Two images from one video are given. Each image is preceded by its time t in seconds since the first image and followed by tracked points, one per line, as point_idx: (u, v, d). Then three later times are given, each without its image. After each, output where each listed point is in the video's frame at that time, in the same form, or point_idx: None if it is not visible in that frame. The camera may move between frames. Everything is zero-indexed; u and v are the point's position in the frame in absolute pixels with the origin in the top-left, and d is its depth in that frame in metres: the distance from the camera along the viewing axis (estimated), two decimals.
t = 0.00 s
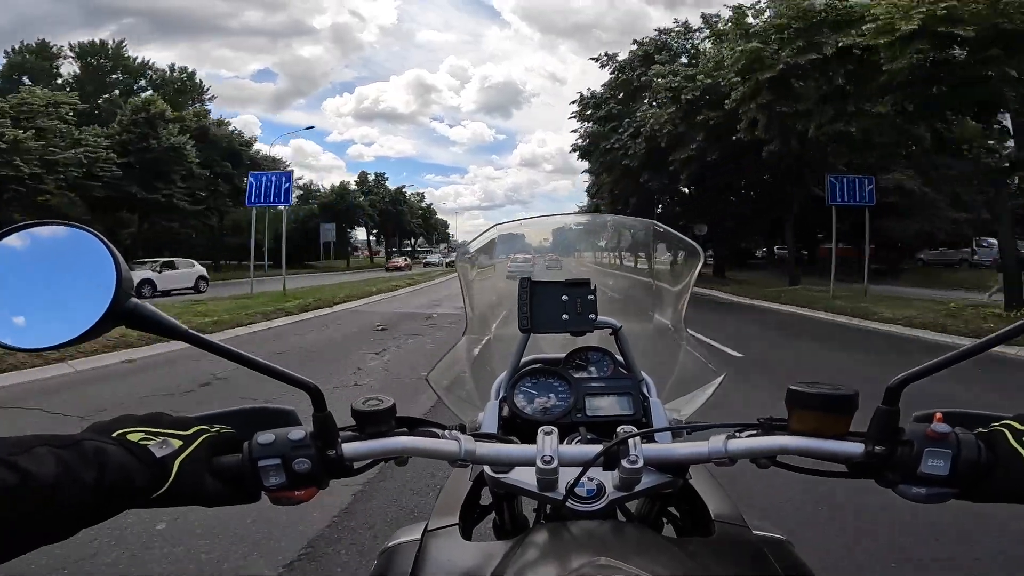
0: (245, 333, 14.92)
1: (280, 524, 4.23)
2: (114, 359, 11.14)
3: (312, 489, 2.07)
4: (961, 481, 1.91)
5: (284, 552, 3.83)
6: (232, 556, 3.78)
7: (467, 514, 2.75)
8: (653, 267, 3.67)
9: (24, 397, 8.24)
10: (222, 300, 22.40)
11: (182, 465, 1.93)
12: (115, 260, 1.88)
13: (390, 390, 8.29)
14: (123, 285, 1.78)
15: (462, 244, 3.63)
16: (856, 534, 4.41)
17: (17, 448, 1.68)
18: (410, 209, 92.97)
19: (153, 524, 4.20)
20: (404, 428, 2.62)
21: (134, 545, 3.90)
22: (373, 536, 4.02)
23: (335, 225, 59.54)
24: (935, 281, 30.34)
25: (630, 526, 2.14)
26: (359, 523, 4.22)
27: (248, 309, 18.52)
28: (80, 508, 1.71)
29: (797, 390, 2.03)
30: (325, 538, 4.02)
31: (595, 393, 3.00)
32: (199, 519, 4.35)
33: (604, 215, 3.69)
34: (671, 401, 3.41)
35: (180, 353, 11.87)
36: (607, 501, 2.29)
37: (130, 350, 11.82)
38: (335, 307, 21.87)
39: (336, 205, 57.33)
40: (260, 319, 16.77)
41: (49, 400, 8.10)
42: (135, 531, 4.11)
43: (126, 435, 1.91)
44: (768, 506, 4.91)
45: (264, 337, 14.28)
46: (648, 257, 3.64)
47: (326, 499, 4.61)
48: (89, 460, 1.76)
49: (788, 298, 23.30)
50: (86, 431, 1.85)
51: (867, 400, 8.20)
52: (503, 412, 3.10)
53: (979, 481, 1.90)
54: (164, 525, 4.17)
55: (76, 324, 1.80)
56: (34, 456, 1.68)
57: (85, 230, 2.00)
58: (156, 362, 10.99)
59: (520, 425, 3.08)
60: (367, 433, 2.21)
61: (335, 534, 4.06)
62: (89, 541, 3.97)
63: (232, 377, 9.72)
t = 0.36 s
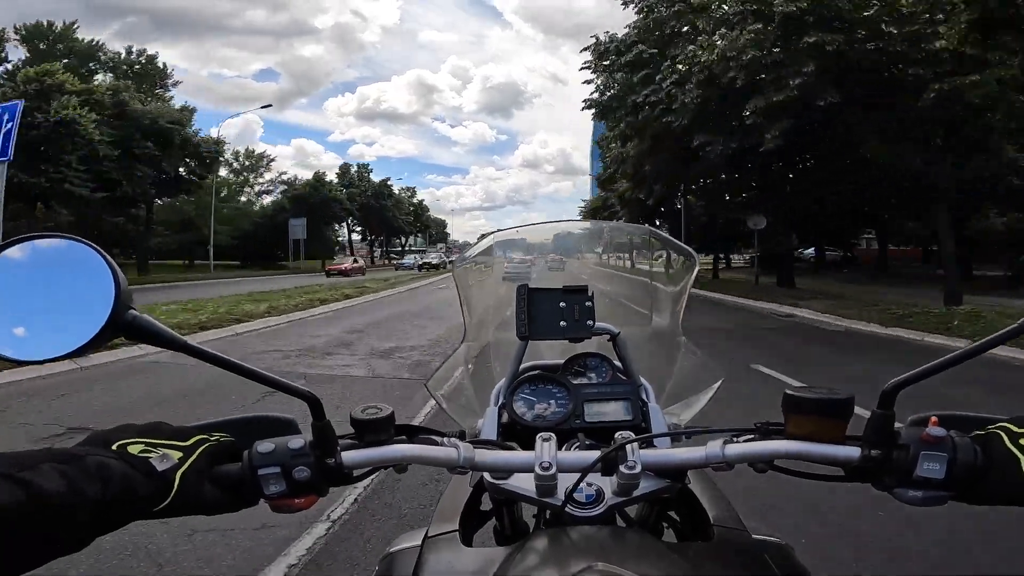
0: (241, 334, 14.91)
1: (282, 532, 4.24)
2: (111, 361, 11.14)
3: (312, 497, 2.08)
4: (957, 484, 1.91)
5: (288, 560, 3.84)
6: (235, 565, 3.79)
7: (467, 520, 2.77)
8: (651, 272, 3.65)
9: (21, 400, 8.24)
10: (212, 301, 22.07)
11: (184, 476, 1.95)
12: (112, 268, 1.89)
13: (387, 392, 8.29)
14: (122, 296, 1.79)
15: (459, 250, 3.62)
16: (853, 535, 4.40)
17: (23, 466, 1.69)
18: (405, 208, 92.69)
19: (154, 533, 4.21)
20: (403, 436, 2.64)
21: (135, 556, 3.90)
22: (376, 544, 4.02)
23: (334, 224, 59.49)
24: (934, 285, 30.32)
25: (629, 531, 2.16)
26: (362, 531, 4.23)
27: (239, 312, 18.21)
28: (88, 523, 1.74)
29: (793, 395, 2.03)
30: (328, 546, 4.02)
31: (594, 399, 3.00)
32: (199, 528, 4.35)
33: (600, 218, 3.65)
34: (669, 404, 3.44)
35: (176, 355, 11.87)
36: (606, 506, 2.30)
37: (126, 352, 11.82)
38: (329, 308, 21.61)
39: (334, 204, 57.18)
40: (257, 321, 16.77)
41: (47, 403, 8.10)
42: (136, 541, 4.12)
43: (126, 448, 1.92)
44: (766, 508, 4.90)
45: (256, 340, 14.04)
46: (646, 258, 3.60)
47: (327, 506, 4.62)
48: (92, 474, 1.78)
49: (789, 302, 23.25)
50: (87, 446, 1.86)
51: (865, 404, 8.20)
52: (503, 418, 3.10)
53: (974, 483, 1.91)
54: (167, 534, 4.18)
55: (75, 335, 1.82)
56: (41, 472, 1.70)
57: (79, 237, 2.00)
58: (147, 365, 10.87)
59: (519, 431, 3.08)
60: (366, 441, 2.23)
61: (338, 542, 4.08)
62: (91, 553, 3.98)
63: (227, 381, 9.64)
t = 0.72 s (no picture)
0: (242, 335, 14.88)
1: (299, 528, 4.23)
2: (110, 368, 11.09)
3: (333, 494, 2.07)
4: (993, 466, 1.88)
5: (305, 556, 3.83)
6: (253, 561, 3.78)
7: (485, 514, 2.76)
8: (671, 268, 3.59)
9: (24, 405, 8.20)
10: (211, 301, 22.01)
11: (202, 474, 1.94)
12: (124, 262, 1.87)
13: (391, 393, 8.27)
14: (135, 290, 1.77)
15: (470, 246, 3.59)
16: (866, 525, 4.40)
17: (32, 470, 1.68)
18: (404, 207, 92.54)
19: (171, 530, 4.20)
20: (420, 428, 2.63)
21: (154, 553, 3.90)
22: (393, 539, 4.02)
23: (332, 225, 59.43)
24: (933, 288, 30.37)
25: (652, 523, 2.17)
26: (378, 527, 4.22)
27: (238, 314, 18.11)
28: (103, 525, 1.72)
29: (821, 379, 2.02)
30: (345, 542, 4.01)
31: (610, 388, 2.98)
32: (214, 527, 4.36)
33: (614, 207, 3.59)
34: (684, 392, 3.45)
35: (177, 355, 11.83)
36: (629, 498, 2.31)
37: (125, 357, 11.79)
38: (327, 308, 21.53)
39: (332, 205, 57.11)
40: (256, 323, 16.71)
41: (50, 407, 8.07)
42: (153, 540, 4.12)
43: (142, 447, 1.93)
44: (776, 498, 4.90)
45: (257, 340, 13.99)
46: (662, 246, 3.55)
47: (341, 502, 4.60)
48: (106, 474, 1.76)
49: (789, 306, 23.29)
50: (102, 446, 1.85)
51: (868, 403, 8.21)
52: (517, 409, 3.07)
53: (1008, 466, 1.89)
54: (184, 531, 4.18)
55: (86, 334, 1.78)
56: (50, 474, 1.69)
57: (85, 230, 1.97)
58: (149, 367, 10.86)
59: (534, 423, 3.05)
60: (385, 434, 2.20)
61: (355, 537, 4.06)
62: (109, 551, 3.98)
63: (230, 382, 9.62)
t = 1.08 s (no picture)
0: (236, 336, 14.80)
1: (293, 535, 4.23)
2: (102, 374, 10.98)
3: (313, 521, 2.09)
4: (996, 478, 1.85)
5: (301, 564, 3.82)
6: (249, 568, 3.78)
7: (477, 533, 2.75)
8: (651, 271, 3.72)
9: (13, 415, 8.11)
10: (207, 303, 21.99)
11: (175, 500, 1.95)
12: (78, 294, 1.88)
13: (386, 400, 8.21)
14: (93, 321, 1.78)
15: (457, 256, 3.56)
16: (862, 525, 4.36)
17: None
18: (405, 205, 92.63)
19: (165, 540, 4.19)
20: (408, 451, 2.64)
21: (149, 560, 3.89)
22: (387, 548, 4.00)
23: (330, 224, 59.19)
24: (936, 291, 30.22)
25: (646, 541, 2.15)
26: (371, 534, 4.20)
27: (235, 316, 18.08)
28: (71, 552, 1.74)
29: (812, 393, 2.01)
30: (340, 549, 4.00)
31: (600, 402, 2.99)
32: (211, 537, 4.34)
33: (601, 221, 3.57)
34: (679, 405, 3.38)
35: (168, 355, 11.72)
36: (621, 515, 2.29)
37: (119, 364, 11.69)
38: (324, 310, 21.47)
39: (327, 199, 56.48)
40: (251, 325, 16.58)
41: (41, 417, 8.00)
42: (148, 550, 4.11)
43: (113, 473, 1.93)
44: (771, 497, 4.87)
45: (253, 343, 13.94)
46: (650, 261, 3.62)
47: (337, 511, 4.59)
48: (73, 499, 1.77)
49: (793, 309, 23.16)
50: (73, 471, 1.87)
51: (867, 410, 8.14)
52: (507, 426, 3.06)
53: (1011, 479, 1.85)
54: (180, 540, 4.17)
55: (44, 363, 1.79)
56: (17, 497, 1.71)
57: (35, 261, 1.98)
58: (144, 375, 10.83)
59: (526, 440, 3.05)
60: (365, 458, 2.21)
61: (350, 544, 4.06)
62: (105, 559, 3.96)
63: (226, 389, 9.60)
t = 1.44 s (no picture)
0: (228, 335, 14.61)
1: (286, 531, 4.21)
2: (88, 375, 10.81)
3: (305, 511, 2.10)
4: (967, 469, 1.85)
5: (295, 558, 3.81)
6: (243, 563, 3.77)
7: (465, 525, 2.75)
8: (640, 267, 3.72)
9: None
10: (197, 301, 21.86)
11: (167, 491, 1.95)
12: (71, 280, 1.90)
13: (379, 399, 8.12)
14: (87, 310, 1.81)
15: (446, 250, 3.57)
16: (851, 517, 4.36)
17: None
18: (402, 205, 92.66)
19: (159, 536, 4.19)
20: (397, 443, 2.64)
21: (144, 556, 3.89)
22: (381, 541, 3.99)
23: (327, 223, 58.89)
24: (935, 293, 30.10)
25: (634, 533, 2.15)
26: (364, 529, 4.18)
27: (224, 315, 17.97)
28: (63, 543, 1.75)
29: (792, 385, 2.01)
30: (332, 544, 3.99)
31: (589, 398, 3.00)
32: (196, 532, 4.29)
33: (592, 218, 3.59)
34: (665, 400, 3.39)
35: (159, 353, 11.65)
36: (608, 507, 2.28)
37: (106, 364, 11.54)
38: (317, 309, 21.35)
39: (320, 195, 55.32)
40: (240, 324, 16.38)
41: (29, 417, 7.88)
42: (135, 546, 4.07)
43: (103, 465, 1.94)
44: (760, 490, 4.88)
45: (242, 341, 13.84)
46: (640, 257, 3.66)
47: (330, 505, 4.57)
48: (66, 493, 1.78)
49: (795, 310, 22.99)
50: (63, 463, 1.87)
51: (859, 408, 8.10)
52: (498, 419, 3.07)
53: (984, 469, 1.85)
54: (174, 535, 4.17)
55: (35, 355, 1.80)
56: (6, 490, 1.71)
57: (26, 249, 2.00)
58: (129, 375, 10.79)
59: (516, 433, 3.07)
60: (358, 450, 2.20)
61: (343, 539, 4.04)
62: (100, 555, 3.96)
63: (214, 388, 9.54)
